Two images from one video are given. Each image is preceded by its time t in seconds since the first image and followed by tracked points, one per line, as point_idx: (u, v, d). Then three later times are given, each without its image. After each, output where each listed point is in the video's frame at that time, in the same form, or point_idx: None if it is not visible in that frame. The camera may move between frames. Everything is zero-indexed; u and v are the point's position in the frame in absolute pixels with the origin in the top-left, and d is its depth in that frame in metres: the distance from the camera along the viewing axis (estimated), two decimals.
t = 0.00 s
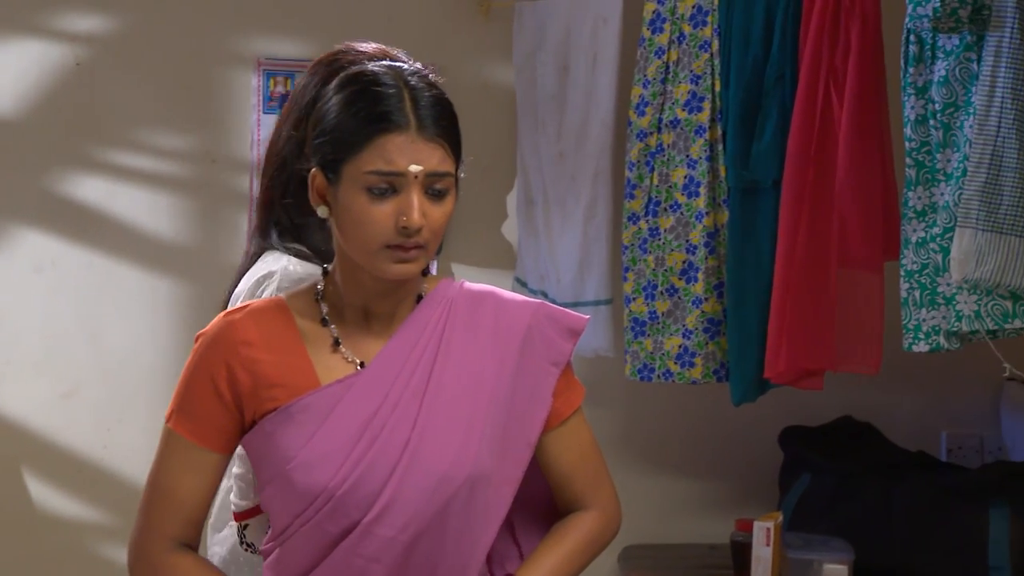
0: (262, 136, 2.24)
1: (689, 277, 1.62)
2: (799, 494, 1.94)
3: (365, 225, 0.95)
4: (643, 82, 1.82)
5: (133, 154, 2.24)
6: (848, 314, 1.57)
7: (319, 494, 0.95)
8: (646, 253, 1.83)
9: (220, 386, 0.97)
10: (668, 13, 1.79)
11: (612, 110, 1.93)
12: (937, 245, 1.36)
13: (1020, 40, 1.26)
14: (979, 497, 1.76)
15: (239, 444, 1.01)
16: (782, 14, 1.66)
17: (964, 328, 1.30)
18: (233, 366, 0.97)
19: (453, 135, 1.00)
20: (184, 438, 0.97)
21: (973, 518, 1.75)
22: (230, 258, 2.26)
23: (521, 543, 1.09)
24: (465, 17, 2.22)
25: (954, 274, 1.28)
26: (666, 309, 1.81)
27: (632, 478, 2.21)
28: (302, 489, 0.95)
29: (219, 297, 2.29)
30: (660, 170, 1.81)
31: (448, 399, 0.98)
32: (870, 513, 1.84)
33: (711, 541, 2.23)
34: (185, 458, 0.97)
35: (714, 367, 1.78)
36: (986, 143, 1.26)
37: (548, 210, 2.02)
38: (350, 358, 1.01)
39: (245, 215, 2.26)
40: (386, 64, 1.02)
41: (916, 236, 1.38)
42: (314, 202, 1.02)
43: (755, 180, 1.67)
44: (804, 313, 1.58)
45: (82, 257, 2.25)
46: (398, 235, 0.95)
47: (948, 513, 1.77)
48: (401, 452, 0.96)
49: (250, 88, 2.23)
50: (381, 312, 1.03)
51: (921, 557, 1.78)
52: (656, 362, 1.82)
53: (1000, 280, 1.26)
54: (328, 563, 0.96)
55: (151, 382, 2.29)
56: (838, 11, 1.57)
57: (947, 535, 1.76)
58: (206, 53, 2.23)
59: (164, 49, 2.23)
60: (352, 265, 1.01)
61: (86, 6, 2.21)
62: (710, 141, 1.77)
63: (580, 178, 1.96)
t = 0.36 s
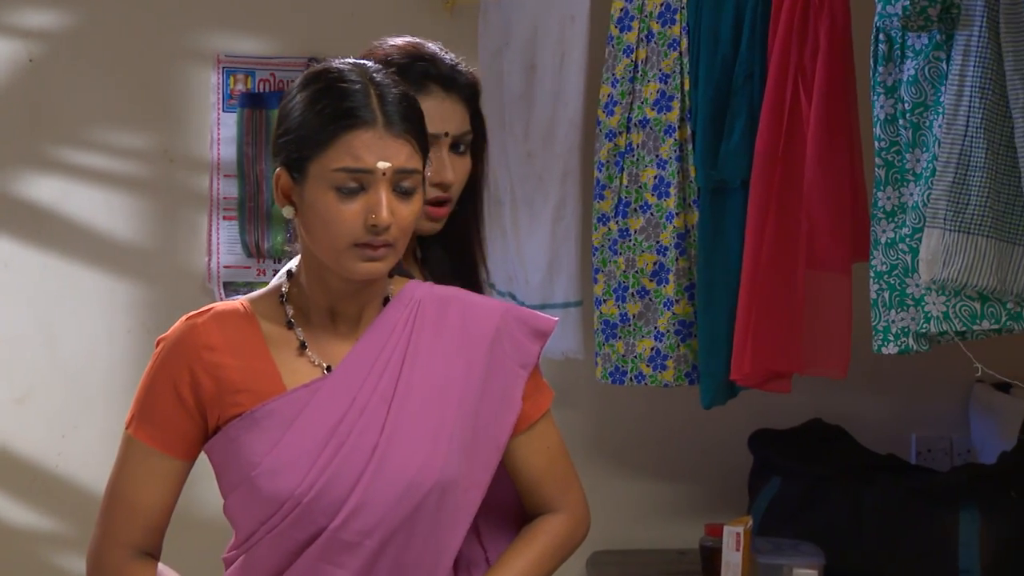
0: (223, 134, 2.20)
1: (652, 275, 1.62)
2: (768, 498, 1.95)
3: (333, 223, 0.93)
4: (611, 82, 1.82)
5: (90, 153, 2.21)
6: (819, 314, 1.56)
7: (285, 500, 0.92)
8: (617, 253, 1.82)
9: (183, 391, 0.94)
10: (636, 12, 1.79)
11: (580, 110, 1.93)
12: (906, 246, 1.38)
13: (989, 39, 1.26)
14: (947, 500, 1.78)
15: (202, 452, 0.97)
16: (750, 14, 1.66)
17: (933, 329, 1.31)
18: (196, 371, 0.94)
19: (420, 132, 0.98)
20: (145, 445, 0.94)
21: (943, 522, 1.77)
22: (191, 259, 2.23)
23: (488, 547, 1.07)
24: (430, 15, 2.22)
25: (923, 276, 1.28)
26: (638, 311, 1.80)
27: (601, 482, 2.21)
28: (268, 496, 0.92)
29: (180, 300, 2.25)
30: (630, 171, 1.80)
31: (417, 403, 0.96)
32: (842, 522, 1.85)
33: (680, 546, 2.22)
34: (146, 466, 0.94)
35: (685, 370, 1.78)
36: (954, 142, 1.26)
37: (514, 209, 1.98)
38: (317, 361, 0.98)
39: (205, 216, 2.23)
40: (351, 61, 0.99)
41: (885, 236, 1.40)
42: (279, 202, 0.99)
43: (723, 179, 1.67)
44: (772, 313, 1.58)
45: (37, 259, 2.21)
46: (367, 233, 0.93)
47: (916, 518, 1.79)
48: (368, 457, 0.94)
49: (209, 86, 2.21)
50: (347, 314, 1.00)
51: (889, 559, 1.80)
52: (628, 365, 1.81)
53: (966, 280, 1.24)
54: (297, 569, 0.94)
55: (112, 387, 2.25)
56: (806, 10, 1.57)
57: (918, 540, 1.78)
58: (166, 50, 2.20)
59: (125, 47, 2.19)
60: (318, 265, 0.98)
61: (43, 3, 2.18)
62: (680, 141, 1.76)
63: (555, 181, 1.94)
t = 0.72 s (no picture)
0: (211, 134, 2.24)
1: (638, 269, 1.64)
2: (756, 497, 1.98)
3: (321, 222, 0.93)
4: (599, 82, 1.84)
5: (77, 154, 2.23)
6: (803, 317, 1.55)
7: (275, 499, 0.91)
8: (605, 253, 1.84)
9: (172, 391, 0.93)
10: (625, 12, 1.81)
11: (569, 110, 1.93)
12: (891, 246, 1.39)
13: (976, 40, 1.26)
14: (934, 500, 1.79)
15: (191, 453, 0.97)
16: (737, 14, 1.66)
17: (920, 328, 1.32)
18: (184, 371, 0.93)
19: (407, 131, 0.98)
20: (134, 445, 0.93)
21: (930, 521, 1.78)
22: (179, 259, 2.26)
23: (474, 547, 1.07)
24: (417, 17, 2.29)
25: (912, 276, 1.28)
26: (626, 311, 1.82)
27: (589, 482, 2.21)
28: (258, 496, 0.91)
29: (167, 300, 2.27)
30: (618, 171, 1.82)
31: (406, 401, 0.96)
32: (830, 523, 1.86)
33: (667, 546, 2.23)
34: (136, 467, 0.93)
35: (673, 370, 1.78)
36: (943, 143, 1.27)
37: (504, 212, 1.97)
38: (306, 361, 0.97)
39: (193, 216, 2.26)
40: (338, 60, 0.99)
41: (871, 237, 1.42)
42: (267, 202, 0.99)
43: (708, 179, 1.68)
44: (760, 312, 1.58)
45: (24, 258, 2.23)
46: (356, 232, 0.93)
47: (904, 519, 1.80)
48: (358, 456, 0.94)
49: (197, 87, 2.25)
50: (335, 312, 1.00)
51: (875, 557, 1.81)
52: (616, 364, 1.83)
53: (956, 281, 1.25)
54: (287, 569, 0.93)
55: (100, 386, 2.27)
56: (794, 11, 1.57)
57: (905, 539, 1.79)
58: (156, 51, 2.24)
59: (114, 48, 2.23)
60: (307, 265, 0.98)
61: (31, 2, 2.20)
62: (668, 141, 1.76)
63: (552, 185, 1.93)
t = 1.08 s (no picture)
0: (202, 134, 2.25)
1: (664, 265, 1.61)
2: (746, 497, 1.98)
3: (313, 223, 0.92)
4: (590, 82, 1.82)
5: (67, 153, 2.23)
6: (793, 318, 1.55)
7: (269, 499, 0.91)
8: (595, 253, 1.82)
9: (166, 391, 0.93)
10: (615, 12, 1.80)
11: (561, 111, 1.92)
12: (885, 246, 1.40)
13: (968, 41, 1.27)
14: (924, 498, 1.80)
15: (183, 454, 0.96)
16: (728, 16, 1.67)
17: (913, 328, 1.33)
18: (178, 371, 0.93)
19: (398, 132, 0.98)
20: (128, 446, 0.92)
21: (922, 520, 1.79)
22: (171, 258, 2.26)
23: (459, 546, 1.05)
24: (408, 17, 2.31)
25: (905, 275, 1.29)
26: (616, 311, 1.82)
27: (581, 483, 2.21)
28: (252, 496, 0.91)
29: (158, 300, 2.27)
30: (609, 171, 1.81)
31: (399, 399, 0.96)
32: (819, 521, 1.88)
33: (659, 545, 2.24)
34: (129, 467, 0.92)
35: (663, 369, 1.80)
36: (936, 143, 1.28)
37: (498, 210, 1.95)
38: (299, 361, 0.97)
39: (184, 215, 2.26)
40: (329, 60, 0.99)
41: (865, 237, 1.43)
42: (259, 202, 0.99)
43: (699, 179, 1.69)
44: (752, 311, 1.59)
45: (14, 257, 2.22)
46: (348, 233, 0.93)
47: (893, 517, 1.81)
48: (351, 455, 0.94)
49: (187, 86, 2.26)
50: (328, 313, 1.00)
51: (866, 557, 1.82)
52: (606, 363, 1.82)
53: (951, 281, 1.26)
54: (281, 569, 0.93)
55: (91, 387, 2.26)
56: (785, 13, 1.58)
57: (895, 537, 1.80)
58: (147, 51, 2.24)
59: (104, 47, 2.22)
60: (299, 266, 0.98)
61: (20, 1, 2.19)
62: (658, 141, 1.77)
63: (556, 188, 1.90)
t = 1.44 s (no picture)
0: (200, 134, 2.25)
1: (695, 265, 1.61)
2: (744, 497, 2.00)
3: (315, 225, 0.93)
4: (591, 82, 1.84)
5: (66, 153, 2.23)
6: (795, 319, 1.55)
7: (272, 499, 0.91)
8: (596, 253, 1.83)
9: (167, 392, 0.93)
10: (614, 13, 1.82)
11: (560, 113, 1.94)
12: (890, 247, 1.41)
13: (968, 42, 1.27)
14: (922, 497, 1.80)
15: (184, 455, 0.96)
16: (728, 16, 1.68)
17: (918, 328, 1.34)
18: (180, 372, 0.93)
19: (400, 134, 0.98)
20: (130, 446, 0.92)
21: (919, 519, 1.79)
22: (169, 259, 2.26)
23: (461, 544, 1.04)
24: (407, 17, 2.32)
25: (908, 276, 1.29)
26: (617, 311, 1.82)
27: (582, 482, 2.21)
28: (254, 497, 0.91)
29: (157, 301, 2.28)
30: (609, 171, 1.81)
31: (401, 399, 0.96)
32: (818, 519, 1.88)
33: (658, 545, 2.24)
34: (131, 467, 0.92)
35: (665, 369, 1.80)
36: (937, 145, 1.28)
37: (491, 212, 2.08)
38: (300, 361, 0.98)
39: (182, 216, 2.27)
40: (330, 62, 0.99)
41: (869, 237, 1.43)
42: (260, 203, 0.99)
43: (701, 179, 1.69)
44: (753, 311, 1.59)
45: (12, 258, 2.22)
46: (349, 235, 0.93)
47: (891, 515, 1.82)
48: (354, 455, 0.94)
49: (186, 86, 2.26)
50: (329, 314, 1.00)
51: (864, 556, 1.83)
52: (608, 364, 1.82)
53: (955, 281, 1.27)
54: (285, 569, 0.93)
55: (90, 388, 2.26)
56: (785, 13, 1.59)
57: (894, 536, 1.81)
58: (145, 51, 2.24)
59: (102, 47, 2.22)
60: (300, 268, 0.98)
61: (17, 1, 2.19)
62: (658, 142, 1.78)
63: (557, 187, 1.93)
